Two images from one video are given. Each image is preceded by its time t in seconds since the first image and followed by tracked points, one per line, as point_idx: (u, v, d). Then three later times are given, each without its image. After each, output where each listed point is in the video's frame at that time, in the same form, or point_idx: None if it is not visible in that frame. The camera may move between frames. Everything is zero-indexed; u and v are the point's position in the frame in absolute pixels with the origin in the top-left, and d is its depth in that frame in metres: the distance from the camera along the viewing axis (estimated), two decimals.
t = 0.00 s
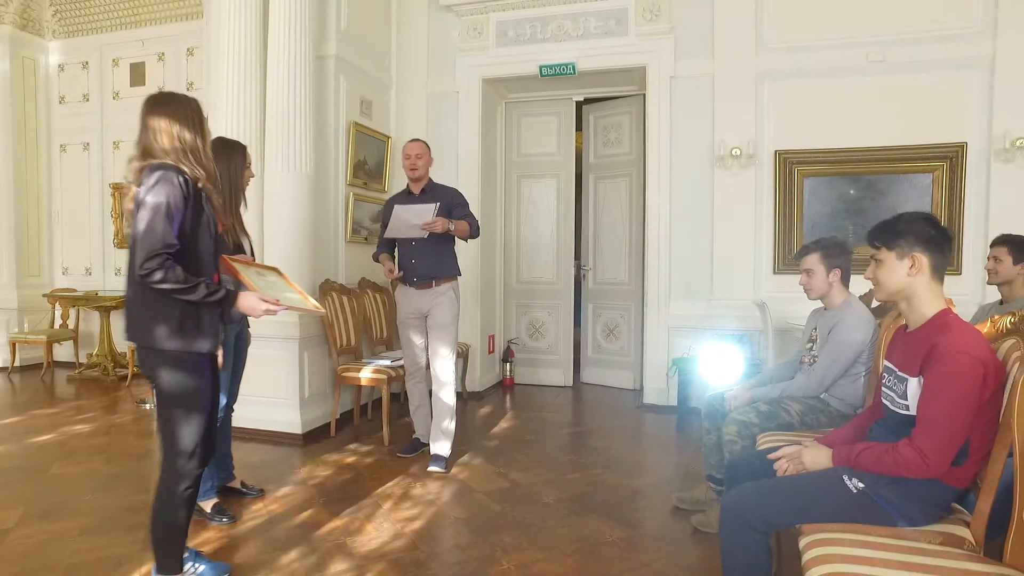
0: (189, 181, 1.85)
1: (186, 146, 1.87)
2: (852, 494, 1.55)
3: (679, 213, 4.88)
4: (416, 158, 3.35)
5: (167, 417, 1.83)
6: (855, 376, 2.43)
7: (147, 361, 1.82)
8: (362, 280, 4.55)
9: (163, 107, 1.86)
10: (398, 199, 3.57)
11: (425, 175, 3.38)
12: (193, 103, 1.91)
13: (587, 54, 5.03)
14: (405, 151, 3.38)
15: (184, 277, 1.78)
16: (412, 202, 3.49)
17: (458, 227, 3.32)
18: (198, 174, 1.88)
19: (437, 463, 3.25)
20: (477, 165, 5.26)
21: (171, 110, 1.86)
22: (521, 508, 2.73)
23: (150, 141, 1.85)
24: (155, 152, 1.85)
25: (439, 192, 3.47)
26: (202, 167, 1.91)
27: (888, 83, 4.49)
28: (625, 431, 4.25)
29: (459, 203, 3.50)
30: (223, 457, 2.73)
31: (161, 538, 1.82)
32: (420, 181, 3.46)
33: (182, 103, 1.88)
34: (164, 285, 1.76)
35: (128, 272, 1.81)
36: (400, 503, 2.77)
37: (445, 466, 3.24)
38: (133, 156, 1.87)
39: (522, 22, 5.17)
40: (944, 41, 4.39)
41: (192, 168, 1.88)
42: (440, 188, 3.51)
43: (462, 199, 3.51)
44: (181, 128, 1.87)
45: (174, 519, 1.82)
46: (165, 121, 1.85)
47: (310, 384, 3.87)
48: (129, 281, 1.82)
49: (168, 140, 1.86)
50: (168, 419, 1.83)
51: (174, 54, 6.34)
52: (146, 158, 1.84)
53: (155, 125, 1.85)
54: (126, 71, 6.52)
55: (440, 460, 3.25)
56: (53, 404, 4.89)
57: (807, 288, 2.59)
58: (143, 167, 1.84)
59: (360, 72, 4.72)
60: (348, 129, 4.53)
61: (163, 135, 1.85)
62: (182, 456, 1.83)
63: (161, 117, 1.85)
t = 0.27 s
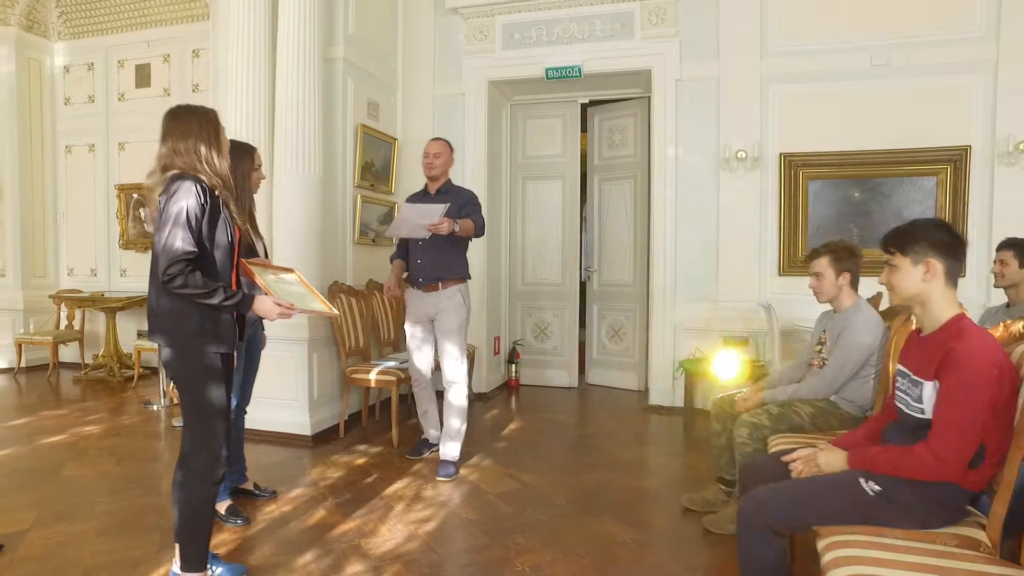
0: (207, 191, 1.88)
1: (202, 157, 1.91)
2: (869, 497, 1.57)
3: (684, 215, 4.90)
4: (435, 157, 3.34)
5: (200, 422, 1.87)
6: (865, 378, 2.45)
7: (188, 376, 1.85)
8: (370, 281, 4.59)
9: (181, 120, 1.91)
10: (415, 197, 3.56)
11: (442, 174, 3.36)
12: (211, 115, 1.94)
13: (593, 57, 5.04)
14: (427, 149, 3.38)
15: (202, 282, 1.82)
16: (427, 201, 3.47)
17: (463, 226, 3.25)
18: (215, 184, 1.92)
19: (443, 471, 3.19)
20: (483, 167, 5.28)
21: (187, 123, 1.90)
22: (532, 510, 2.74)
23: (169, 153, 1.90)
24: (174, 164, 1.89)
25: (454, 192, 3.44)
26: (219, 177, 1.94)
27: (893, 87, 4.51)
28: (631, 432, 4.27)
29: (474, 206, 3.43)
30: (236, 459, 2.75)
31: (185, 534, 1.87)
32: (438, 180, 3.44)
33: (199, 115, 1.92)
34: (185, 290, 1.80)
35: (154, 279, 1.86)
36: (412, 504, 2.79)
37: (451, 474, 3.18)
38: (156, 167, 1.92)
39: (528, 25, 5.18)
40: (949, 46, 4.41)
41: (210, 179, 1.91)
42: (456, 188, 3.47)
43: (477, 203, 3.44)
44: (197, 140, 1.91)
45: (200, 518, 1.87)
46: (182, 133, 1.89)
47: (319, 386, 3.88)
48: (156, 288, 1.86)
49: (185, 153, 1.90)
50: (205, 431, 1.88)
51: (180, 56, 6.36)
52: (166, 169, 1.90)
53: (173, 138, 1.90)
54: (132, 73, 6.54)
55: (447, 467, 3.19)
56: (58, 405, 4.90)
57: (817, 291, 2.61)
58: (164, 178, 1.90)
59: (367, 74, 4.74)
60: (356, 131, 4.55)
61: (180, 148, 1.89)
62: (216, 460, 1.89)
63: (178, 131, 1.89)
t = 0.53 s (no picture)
0: (214, 196, 1.87)
1: (209, 163, 1.91)
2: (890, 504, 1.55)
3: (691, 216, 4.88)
4: (451, 157, 3.29)
5: (218, 433, 1.87)
6: (879, 382, 2.43)
7: (208, 383, 1.85)
8: (377, 283, 4.57)
9: (190, 126, 1.90)
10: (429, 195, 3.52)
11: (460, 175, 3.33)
12: (219, 120, 1.94)
13: (600, 58, 5.02)
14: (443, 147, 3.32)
15: (209, 285, 1.80)
16: (443, 200, 3.45)
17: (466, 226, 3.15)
18: (221, 190, 1.92)
19: (452, 475, 3.18)
20: (490, 168, 5.26)
21: (195, 128, 1.90)
22: (543, 513, 2.73)
23: (177, 157, 1.90)
24: (180, 168, 1.89)
25: (467, 193, 3.39)
26: (224, 183, 1.94)
27: (903, 88, 4.48)
28: (640, 435, 4.25)
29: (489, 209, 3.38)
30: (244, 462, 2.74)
31: (194, 537, 1.87)
32: (453, 180, 3.40)
33: (208, 122, 1.92)
34: (192, 293, 1.78)
35: (163, 284, 1.85)
36: (422, 508, 2.77)
37: (460, 477, 3.18)
38: (163, 171, 1.92)
39: (535, 26, 5.16)
40: (959, 46, 4.38)
41: (216, 184, 1.91)
42: (473, 188, 3.43)
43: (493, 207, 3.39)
44: (206, 146, 1.91)
45: (211, 522, 1.86)
46: (189, 140, 1.89)
47: (326, 388, 3.87)
48: (165, 294, 1.85)
49: (192, 159, 1.89)
50: (218, 434, 1.87)
51: (186, 57, 6.35)
52: (174, 173, 1.89)
53: (182, 143, 1.90)
54: (137, 74, 6.54)
55: (456, 471, 3.18)
56: (64, 406, 4.88)
57: (830, 294, 2.58)
58: (171, 182, 1.90)
59: (374, 75, 4.72)
60: (363, 132, 4.54)
61: (188, 154, 1.89)
62: (231, 470, 1.89)
63: (187, 137, 1.90)
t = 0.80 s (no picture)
0: (225, 200, 1.86)
1: (219, 168, 1.89)
2: (917, 517, 1.51)
3: (703, 217, 4.84)
4: (461, 156, 3.23)
5: (235, 440, 1.87)
6: (899, 389, 2.39)
7: (223, 389, 1.84)
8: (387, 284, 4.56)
9: (200, 131, 1.89)
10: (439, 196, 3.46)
11: (469, 175, 3.26)
12: (228, 125, 1.92)
13: (611, 58, 4.99)
14: (453, 146, 3.25)
15: (225, 287, 1.79)
16: (452, 200, 3.40)
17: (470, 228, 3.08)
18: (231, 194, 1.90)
19: (464, 480, 3.16)
20: (500, 170, 5.24)
21: (203, 133, 1.88)
22: (557, 519, 2.70)
23: (186, 163, 1.88)
24: (190, 172, 1.87)
25: (476, 194, 3.34)
26: (234, 187, 1.93)
27: (918, 88, 4.43)
28: (652, 438, 4.22)
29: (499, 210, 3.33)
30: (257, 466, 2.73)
31: (202, 539, 1.86)
32: (463, 180, 3.34)
33: (216, 127, 1.90)
34: (210, 295, 1.77)
35: (179, 289, 1.83)
36: (435, 513, 2.75)
37: (472, 481, 3.16)
38: (172, 176, 1.90)
39: (546, 26, 5.13)
40: (976, 46, 4.33)
41: (226, 188, 1.90)
42: (484, 187, 3.39)
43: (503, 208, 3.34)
44: (215, 151, 1.89)
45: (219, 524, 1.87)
46: (198, 143, 1.88)
47: (337, 390, 3.86)
48: (179, 297, 1.84)
49: (202, 164, 1.88)
50: (232, 440, 1.87)
51: (195, 58, 6.36)
52: (183, 179, 1.88)
53: (191, 149, 1.88)
54: (147, 75, 6.55)
55: (468, 475, 3.17)
56: (76, 407, 4.90)
57: (847, 298, 2.53)
58: (181, 187, 1.88)
59: (384, 77, 4.71)
60: (374, 133, 4.52)
61: (196, 159, 1.87)
62: (242, 476, 1.89)
63: (194, 142, 1.88)
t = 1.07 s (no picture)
0: (248, 203, 1.87)
1: (236, 172, 1.89)
2: (952, 529, 1.48)
3: (723, 218, 4.79)
4: (467, 157, 3.19)
5: (256, 443, 1.87)
6: (928, 395, 2.35)
7: (247, 392, 1.85)
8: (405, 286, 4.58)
9: (216, 136, 1.89)
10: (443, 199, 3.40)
11: (475, 176, 3.20)
12: (242, 128, 1.91)
13: (631, 59, 4.95)
14: (458, 148, 3.20)
15: (262, 287, 1.81)
16: (459, 202, 3.35)
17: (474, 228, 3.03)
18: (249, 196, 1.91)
19: (483, 483, 3.16)
20: (518, 171, 5.23)
21: (219, 137, 1.88)
22: (577, 524, 2.68)
23: (204, 168, 1.88)
24: (211, 177, 1.88)
25: (484, 194, 3.30)
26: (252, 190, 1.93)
27: (944, 87, 4.35)
28: (671, 441, 4.19)
29: (504, 212, 3.29)
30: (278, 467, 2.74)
31: (223, 539, 1.87)
32: (469, 182, 3.29)
33: (232, 131, 1.90)
34: (248, 297, 1.79)
35: (207, 293, 1.83)
36: (455, 517, 2.75)
37: (492, 484, 3.16)
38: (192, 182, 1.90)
39: (564, 26, 5.11)
40: (1004, 43, 4.24)
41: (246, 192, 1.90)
42: (491, 188, 3.35)
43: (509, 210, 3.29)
44: (232, 155, 1.89)
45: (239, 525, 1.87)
46: (214, 148, 1.88)
47: (356, 392, 3.87)
48: (205, 302, 1.84)
49: (220, 168, 1.88)
50: (253, 443, 1.87)
51: (215, 61, 6.42)
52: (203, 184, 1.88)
53: (209, 153, 1.88)
54: (168, 78, 6.62)
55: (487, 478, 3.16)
56: (99, 407, 4.96)
57: (874, 303, 2.49)
58: (203, 192, 1.88)
59: (403, 79, 4.71)
60: (392, 135, 4.52)
61: (214, 164, 1.88)
62: (263, 477, 1.89)
63: (209, 148, 1.88)
